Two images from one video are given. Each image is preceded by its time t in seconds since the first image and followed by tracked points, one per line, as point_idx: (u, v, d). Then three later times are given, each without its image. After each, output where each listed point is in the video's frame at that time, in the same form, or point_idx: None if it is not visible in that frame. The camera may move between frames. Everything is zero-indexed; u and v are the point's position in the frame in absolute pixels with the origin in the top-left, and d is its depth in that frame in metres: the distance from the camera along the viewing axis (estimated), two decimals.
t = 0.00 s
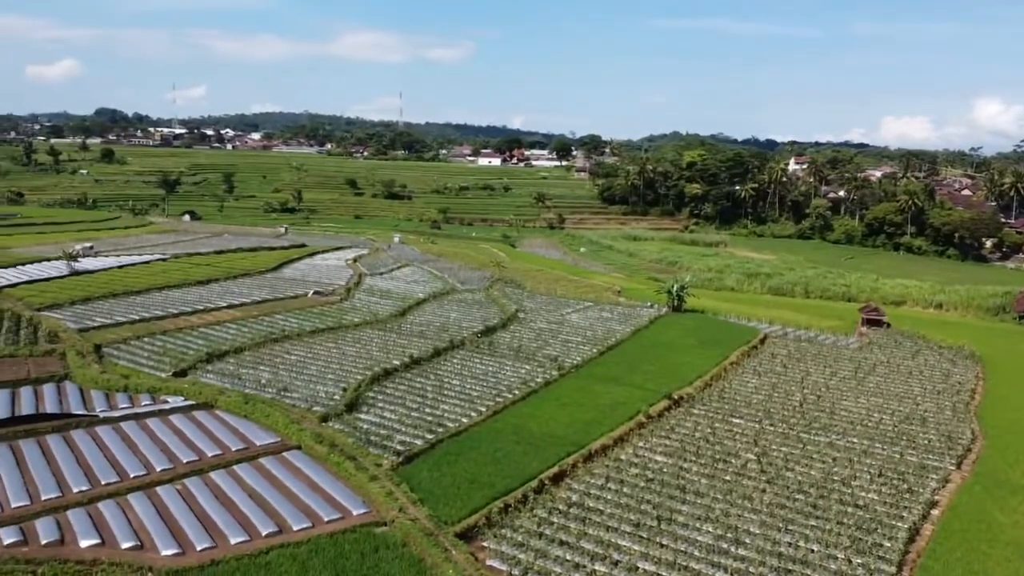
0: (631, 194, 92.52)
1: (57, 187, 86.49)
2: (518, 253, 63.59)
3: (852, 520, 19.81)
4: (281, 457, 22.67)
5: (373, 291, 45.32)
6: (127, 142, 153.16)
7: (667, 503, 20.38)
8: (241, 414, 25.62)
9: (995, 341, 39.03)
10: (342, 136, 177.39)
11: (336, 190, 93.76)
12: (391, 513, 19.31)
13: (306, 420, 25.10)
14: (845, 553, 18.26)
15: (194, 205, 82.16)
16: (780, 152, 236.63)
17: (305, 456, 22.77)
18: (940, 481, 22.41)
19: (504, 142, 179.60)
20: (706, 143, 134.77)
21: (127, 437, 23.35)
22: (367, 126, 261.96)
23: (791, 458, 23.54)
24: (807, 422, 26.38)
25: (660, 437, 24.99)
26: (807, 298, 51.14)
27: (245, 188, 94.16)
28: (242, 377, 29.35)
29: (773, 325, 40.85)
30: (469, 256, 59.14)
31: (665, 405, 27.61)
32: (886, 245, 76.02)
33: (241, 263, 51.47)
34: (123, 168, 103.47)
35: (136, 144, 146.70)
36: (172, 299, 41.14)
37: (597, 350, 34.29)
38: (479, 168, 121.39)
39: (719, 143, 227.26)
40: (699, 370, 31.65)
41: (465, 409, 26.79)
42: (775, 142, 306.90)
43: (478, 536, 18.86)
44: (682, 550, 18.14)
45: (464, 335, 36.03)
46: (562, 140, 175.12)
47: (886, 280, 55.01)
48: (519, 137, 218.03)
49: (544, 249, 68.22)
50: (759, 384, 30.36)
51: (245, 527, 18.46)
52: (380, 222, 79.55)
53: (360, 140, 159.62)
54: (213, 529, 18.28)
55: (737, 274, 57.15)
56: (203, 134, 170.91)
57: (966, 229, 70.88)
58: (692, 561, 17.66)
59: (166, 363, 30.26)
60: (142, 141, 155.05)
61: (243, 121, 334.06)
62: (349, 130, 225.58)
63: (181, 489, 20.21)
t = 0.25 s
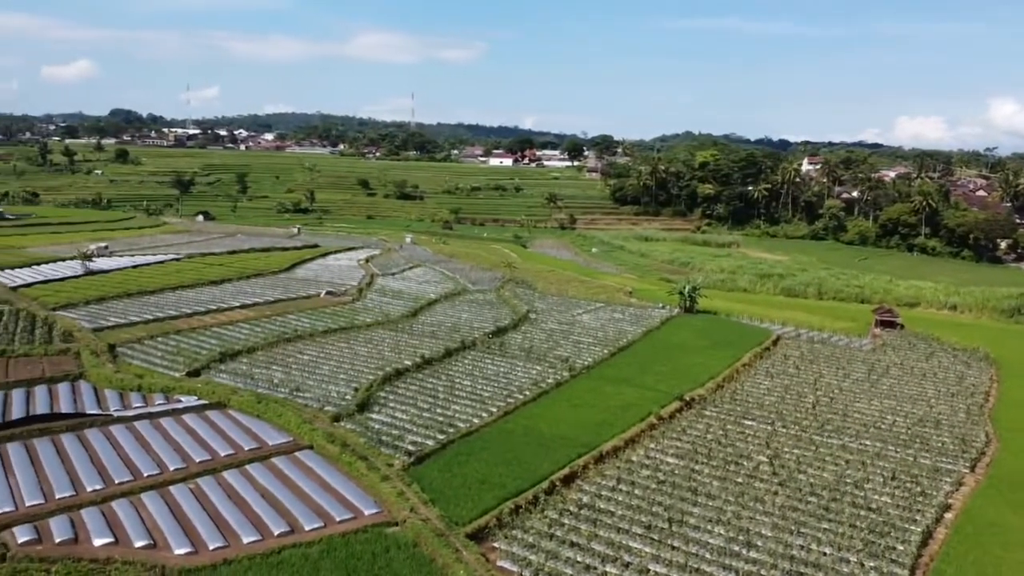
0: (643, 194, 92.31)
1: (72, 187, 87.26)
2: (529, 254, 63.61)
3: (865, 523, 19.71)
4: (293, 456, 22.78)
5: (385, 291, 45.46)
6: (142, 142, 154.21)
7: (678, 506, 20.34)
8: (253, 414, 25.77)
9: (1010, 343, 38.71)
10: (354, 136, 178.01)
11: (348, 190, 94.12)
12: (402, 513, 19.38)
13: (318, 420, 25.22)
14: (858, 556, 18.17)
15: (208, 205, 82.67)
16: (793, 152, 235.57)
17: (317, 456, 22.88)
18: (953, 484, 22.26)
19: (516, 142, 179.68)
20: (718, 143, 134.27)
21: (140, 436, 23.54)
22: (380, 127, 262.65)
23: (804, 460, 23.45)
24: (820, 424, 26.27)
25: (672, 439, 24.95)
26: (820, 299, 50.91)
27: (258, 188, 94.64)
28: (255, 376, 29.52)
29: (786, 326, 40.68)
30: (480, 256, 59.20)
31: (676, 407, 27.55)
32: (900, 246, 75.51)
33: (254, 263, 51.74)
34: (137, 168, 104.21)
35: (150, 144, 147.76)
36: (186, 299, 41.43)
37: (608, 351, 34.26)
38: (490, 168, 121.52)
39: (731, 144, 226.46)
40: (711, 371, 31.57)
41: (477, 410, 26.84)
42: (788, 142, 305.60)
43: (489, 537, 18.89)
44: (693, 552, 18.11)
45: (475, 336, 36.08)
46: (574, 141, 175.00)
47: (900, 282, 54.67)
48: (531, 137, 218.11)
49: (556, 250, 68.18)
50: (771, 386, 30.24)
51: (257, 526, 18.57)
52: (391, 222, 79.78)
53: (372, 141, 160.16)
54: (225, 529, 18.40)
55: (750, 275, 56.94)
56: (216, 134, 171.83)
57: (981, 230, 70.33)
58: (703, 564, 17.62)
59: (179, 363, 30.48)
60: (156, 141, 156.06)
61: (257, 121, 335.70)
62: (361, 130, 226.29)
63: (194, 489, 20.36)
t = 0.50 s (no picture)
0: (654, 194, 92.07)
1: (86, 187, 87.95)
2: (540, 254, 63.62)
3: (876, 526, 19.62)
4: (304, 456, 22.88)
5: (395, 291, 45.59)
6: (154, 142, 155.05)
7: (688, 507, 20.31)
8: (265, 413, 25.90)
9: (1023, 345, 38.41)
10: (365, 137, 178.36)
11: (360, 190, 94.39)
12: (412, 513, 19.43)
13: (329, 419, 25.32)
14: (869, 559, 18.07)
15: (220, 206, 83.11)
16: (805, 152, 234.65)
17: (328, 456, 22.97)
18: (966, 487, 22.11)
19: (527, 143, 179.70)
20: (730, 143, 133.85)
21: (152, 435, 23.69)
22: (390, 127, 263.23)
23: (815, 462, 23.36)
24: (832, 426, 26.16)
25: (682, 440, 24.92)
26: (831, 300, 50.69)
27: (269, 189, 95.05)
28: (266, 376, 29.66)
29: (797, 327, 40.52)
30: (491, 256, 59.26)
31: (687, 408, 27.49)
32: (912, 247, 75.05)
33: (265, 263, 51.98)
34: (150, 168, 104.91)
35: (163, 145, 148.63)
36: (197, 299, 41.65)
37: (618, 351, 34.25)
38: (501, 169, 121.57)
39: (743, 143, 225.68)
40: (722, 373, 31.49)
41: (487, 410, 26.88)
42: (800, 142, 304.61)
43: (499, 538, 18.92)
44: (703, 554, 18.07)
45: (485, 336, 36.13)
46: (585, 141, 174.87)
47: (912, 283, 54.36)
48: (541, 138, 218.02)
49: (566, 250, 68.15)
50: (782, 387, 30.14)
51: (268, 525, 18.67)
52: (403, 222, 79.95)
53: (383, 141, 160.53)
54: (237, 528, 18.51)
55: (761, 276, 56.73)
56: (228, 134, 172.57)
57: (994, 230, 69.84)
58: (713, 566, 17.58)
59: (191, 363, 30.64)
60: (169, 142, 156.87)
61: (268, 121, 337.00)
62: (372, 131, 226.77)
63: (206, 488, 20.48)
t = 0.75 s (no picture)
0: (666, 194, 91.81)
1: (101, 187, 88.64)
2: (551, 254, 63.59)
3: (889, 529, 19.50)
4: (316, 456, 22.97)
5: (407, 292, 45.71)
6: (168, 142, 155.96)
7: (700, 509, 20.25)
8: (277, 413, 26.03)
9: None
10: (378, 137, 178.77)
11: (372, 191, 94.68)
12: (424, 514, 19.47)
13: (341, 419, 25.42)
14: (882, 562, 17.97)
15: (234, 206, 83.56)
16: (818, 152, 233.36)
17: (340, 456, 23.06)
18: (980, 490, 21.94)
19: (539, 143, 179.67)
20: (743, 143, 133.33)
21: (166, 435, 23.86)
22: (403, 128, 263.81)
23: (828, 464, 23.24)
24: (845, 428, 26.02)
25: (694, 442, 24.85)
26: (845, 301, 50.40)
27: (282, 189, 95.48)
28: (279, 376, 29.80)
29: (811, 329, 40.31)
30: (503, 257, 59.28)
31: (699, 410, 27.41)
32: (927, 247, 74.50)
33: (278, 263, 52.23)
34: (164, 168, 105.62)
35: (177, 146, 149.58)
36: (211, 298, 41.89)
37: (630, 352, 34.19)
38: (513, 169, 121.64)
39: (755, 143, 224.78)
40: (734, 374, 31.37)
41: (498, 410, 26.91)
42: (813, 142, 303.02)
43: (509, 539, 18.94)
44: (715, 556, 18.02)
45: (496, 336, 36.16)
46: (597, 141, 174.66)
47: (927, 284, 53.94)
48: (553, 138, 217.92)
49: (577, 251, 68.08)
50: (795, 389, 30.00)
51: (280, 525, 18.76)
52: (415, 223, 80.12)
53: (395, 142, 160.89)
54: (249, 527, 18.62)
55: (774, 277, 56.48)
56: (241, 135, 173.35)
57: (1010, 231, 69.24)
58: (725, 568, 17.53)
59: (205, 362, 30.82)
60: (183, 142, 157.83)
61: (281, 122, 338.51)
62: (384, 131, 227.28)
63: (219, 487, 20.60)
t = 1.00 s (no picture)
0: (677, 194, 91.57)
1: (114, 187, 89.24)
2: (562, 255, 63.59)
3: (900, 532, 19.40)
4: (327, 455, 23.06)
5: (417, 292, 45.82)
6: (181, 143, 156.79)
7: (710, 511, 20.21)
8: (288, 413, 26.14)
9: None
10: (389, 137, 179.16)
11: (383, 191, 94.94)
12: (434, 514, 19.51)
13: (351, 419, 25.51)
14: (893, 565, 17.88)
15: (245, 206, 83.95)
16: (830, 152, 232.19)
17: (351, 455, 23.14)
18: (992, 493, 21.80)
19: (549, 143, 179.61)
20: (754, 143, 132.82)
21: (177, 434, 24.01)
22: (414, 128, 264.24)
23: (839, 467, 23.14)
24: (856, 430, 25.90)
25: (704, 444, 24.79)
26: (856, 302, 50.15)
27: (294, 189, 95.86)
28: (290, 376, 29.92)
29: (822, 330, 40.13)
30: (513, 257, 59.32)
31: (709, 411, 27.34)
32: (939, 248, 74.01)
33: (290, 263, 52.45)
34: (176, 168, 106.28)
35: (190, 146, 150.41)
36: (222, 299, 42.11)
37: (640, 353, 34.15)
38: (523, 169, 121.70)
39: (766, 143, 223.89)
40: (745, 376, 31.28)
41: (508, 411, 26.94)
42: (825, 142, 301.71)
43: (519, 539, 18.96)
44: (725, 558, 17.98)
45: (507, 337, 36.19)
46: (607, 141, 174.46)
47: (939, 285, 53.57)
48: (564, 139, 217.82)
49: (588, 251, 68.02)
50: (806, 391, 29.88)
51: (291, 524, 18.86)
52: (425, 223, 80.27)
53: (406, 142, 161.22)
54: (260, 526, 18.72)
55: (785, 277, 56.27)
56: (253, 135, 174.08)
57: None
58: (735, 571, 17.49)
59: (216, 362, 30.99)
60: (196, 142, 158.73)
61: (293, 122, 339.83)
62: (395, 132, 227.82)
63: (230, 486, 20.72)
